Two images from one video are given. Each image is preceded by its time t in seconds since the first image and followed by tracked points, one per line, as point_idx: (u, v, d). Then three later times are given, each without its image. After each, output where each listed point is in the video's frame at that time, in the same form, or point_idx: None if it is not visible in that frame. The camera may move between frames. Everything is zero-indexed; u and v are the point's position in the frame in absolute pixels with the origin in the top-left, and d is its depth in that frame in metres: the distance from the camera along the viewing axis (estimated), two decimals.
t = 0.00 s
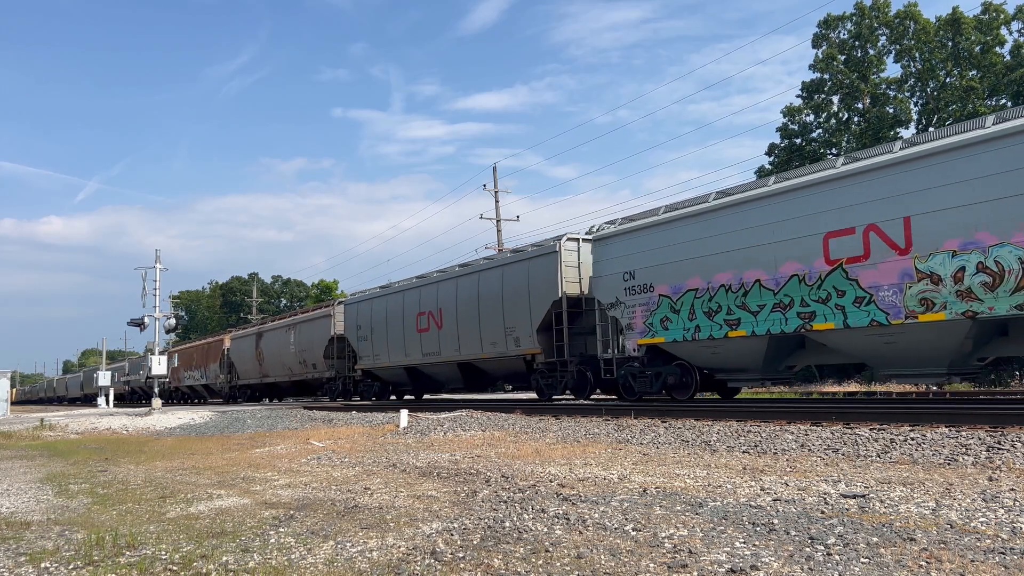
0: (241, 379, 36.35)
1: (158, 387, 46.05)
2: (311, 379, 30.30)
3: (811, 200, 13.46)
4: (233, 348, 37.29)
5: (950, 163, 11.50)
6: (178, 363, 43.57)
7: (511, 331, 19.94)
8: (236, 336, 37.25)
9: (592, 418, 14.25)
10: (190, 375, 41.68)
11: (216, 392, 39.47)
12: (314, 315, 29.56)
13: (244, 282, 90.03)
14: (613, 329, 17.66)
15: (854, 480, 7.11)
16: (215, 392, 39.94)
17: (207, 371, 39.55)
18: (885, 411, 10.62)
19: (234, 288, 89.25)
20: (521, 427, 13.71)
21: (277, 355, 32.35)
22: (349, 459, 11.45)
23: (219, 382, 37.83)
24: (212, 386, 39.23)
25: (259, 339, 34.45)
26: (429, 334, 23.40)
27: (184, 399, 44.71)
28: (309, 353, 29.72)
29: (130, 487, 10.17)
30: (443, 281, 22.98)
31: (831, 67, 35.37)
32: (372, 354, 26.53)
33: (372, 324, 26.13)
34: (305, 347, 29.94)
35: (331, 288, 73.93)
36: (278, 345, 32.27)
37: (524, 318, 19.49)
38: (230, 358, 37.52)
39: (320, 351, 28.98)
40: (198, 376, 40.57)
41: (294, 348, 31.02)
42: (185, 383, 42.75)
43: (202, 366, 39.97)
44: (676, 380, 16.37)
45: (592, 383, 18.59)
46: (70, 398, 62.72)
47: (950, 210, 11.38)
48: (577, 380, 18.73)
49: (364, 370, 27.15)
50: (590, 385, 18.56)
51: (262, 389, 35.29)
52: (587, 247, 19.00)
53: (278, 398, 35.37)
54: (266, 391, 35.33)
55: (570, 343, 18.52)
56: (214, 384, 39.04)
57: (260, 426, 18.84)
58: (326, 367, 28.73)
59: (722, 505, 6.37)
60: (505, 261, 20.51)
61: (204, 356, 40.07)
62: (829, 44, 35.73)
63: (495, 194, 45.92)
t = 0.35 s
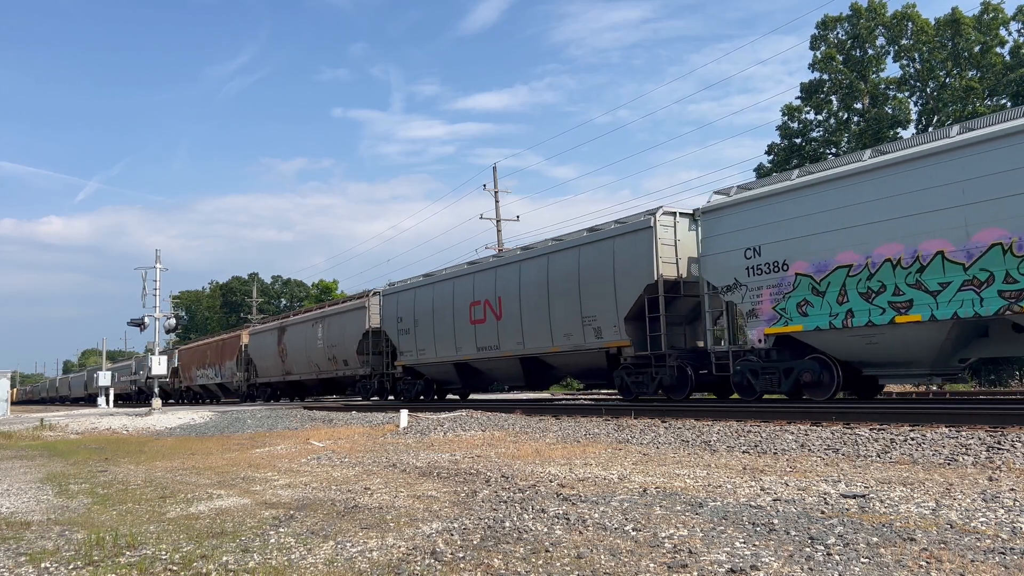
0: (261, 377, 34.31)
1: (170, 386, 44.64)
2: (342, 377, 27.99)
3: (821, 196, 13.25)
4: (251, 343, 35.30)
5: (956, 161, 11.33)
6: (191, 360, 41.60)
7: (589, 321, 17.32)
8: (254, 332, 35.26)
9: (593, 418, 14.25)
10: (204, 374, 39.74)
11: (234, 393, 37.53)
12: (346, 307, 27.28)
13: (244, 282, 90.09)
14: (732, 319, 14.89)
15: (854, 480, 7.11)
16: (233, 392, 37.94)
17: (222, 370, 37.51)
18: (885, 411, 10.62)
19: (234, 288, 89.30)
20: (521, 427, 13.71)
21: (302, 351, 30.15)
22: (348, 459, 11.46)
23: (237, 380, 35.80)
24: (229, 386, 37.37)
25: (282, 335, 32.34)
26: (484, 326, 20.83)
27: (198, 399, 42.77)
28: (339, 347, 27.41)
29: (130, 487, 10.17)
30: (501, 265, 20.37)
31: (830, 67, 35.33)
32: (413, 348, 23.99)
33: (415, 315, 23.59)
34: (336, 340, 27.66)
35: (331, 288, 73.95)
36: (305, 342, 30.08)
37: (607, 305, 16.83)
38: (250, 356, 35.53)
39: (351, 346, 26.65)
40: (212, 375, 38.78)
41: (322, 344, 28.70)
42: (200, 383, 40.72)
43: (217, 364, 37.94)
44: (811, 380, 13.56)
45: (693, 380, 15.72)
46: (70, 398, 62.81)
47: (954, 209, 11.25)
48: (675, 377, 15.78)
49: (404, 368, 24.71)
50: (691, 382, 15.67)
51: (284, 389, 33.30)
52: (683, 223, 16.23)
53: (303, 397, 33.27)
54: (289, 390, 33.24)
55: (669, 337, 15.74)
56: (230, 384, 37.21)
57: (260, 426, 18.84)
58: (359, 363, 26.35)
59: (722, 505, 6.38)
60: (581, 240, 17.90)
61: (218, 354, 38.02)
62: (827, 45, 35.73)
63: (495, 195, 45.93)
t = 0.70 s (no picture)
0: (283, 375, 32.32)
1: (182, 385, 43.20)
2: (380, 373, 25.94)
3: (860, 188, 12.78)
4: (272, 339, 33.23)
5: (1004, 149, 10.94)
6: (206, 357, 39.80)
7: (697, 309, 15.03)
8: (276, 327, 33.26)
9: (592, 418, 14.26)
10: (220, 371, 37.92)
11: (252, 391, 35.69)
12: (383, 298, 25.33)
13: (244, 282, 90.11)
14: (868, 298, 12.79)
15: (854, 479, 7.11)
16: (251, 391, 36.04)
17: (239, 367, 35.62)
18: (885, 411, 10.63)
19: (234, 288, 89.33)
20: (521, 427, 13.71)
21: (333, 346, 28.13)
22: (348, 459, 11.46)
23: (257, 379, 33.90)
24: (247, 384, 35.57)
25: (308, 329, 30.34)
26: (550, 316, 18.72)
27: (212, 398, 40.98)
28: (376, 340, 25.41)
29: (130, 487, 10.17)
30: (574, 247, 18.34)
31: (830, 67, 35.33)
32: (467, 342, 21.93)
33: (468, 305, 21.54)
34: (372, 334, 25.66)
35: (331, 288, 73.96)
36: (335, 336, 28.09)
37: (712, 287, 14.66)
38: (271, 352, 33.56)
39: (390, 340, 24.65)
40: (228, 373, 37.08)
41: (356, 338, 26.70)
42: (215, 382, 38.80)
43: (235, 361, 36.10)
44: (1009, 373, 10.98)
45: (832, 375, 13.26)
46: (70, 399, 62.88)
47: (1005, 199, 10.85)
48: (811, 375, 13.40)
49: (452, 364, 22.74)
50: (830, 378, 13.22)
51: (310, 386, 31.34)
52: (817, 189, 14.12)
53: (329, 395, 31.34)
54: (315, 387, 31.29)
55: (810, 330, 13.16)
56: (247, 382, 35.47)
57: (260, 427, 18.84)
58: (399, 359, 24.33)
59: (722, 505, 6.38)
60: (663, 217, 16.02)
61: (236, 350, 36.09)
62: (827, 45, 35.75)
63: (495, 195, 45.98)
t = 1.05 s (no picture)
0: (311, 372, 30.23)
1: (196, 383, 41.70)
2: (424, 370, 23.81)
3: (837, 195, 13.07)
4: (298, 334, 31.11)
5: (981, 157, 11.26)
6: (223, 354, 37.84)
7: (849, 290, 12.80)
8: (302, 321, 31.19)
9: (593, 418, 14.26)
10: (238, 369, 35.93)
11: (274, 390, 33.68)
12: (428, 288, 23.25)
13: (244, 282, 90.13)
14: None
15: (854, 480, 7.11)
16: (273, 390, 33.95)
17: (260, 364, 33.52)
18: (885, 411, 10.62)
19: (234, 288, 89.34)
20: (521, 427, 13.71)
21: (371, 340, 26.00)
22: (349, 459, 11.45)
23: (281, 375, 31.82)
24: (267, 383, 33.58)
25: (339, 322, 28.17)
26: (608, 303, 17.39)
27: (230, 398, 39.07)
28: (421, 332, 23.31)
29: (130, 487, 10.18)
30: (603, 239, 17.73)
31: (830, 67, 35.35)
32: (533, 335, 19.67)
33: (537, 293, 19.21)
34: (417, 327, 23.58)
35: (331, 288, 73.99)
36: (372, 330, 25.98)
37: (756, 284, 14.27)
38: (298, 348, 31.44)
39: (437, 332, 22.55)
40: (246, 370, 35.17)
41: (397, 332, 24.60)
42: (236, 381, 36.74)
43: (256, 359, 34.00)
44: None
45: None
46: (70, 399, 62.95)
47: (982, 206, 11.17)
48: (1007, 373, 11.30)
49: (513, 359, 20.48)
50: None
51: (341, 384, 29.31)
52: (1011, 142, 11.95)
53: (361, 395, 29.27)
54: (346, 384, 29.21)
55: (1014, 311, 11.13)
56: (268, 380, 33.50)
57: (260, 427, 18.84)
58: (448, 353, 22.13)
59: (722, 505, 6.38)
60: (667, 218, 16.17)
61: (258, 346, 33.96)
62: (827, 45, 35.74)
63: (496, 195, 46.01)
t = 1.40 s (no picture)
0: (343, 368, 28.05)
1: (210, 381, 40.19)
2: (476, 366, 21.56)
3: (821, 199, 13.07)
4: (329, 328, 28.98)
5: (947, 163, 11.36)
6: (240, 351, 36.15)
7: None
8: (333, 313, 28.94)
9: (592, 418, 14.26)
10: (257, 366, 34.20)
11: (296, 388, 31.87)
12: (482, 274, 20.97)
13: (244, 282, 90.13)
14: None
15: (854, 480, 7.11)
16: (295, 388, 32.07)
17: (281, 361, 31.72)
18: (885, 411, 10.62)
19: (234, 288, 89.34)
20: (521, 427, 13.71)
21: (413, 333, 23.77)
22: (349, 459, 11.46)
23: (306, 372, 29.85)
24: (290, 380, 31.75)
25: (375, 314, 25.96)
26: (721, 286, 14.66)
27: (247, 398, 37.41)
28: (474, 323, 21.04)
29: (130, 487, 10.18)
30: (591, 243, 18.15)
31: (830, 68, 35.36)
32: (620, 324, 17.08)
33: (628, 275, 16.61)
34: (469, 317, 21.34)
35: (331, 288, 73.98)
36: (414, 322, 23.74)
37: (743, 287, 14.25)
38: (327, 342, 29.23)
39: (495, 325, 20.26)
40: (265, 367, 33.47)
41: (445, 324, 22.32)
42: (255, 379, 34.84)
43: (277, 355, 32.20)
44: None
45: None
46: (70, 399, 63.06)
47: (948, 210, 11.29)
48: None
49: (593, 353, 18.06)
50: None
51: (371, 381, 27.26)
52: None
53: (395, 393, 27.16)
54: (378, 381, 27.09)
55: None
56: (290, 377, 31.71)
57: (260, 426, 18.84)
58: (509, 348, 19.82)
59: (722, 505, 6.38)
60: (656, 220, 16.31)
61: (279, 343, 32.12)
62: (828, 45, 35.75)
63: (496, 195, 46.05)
